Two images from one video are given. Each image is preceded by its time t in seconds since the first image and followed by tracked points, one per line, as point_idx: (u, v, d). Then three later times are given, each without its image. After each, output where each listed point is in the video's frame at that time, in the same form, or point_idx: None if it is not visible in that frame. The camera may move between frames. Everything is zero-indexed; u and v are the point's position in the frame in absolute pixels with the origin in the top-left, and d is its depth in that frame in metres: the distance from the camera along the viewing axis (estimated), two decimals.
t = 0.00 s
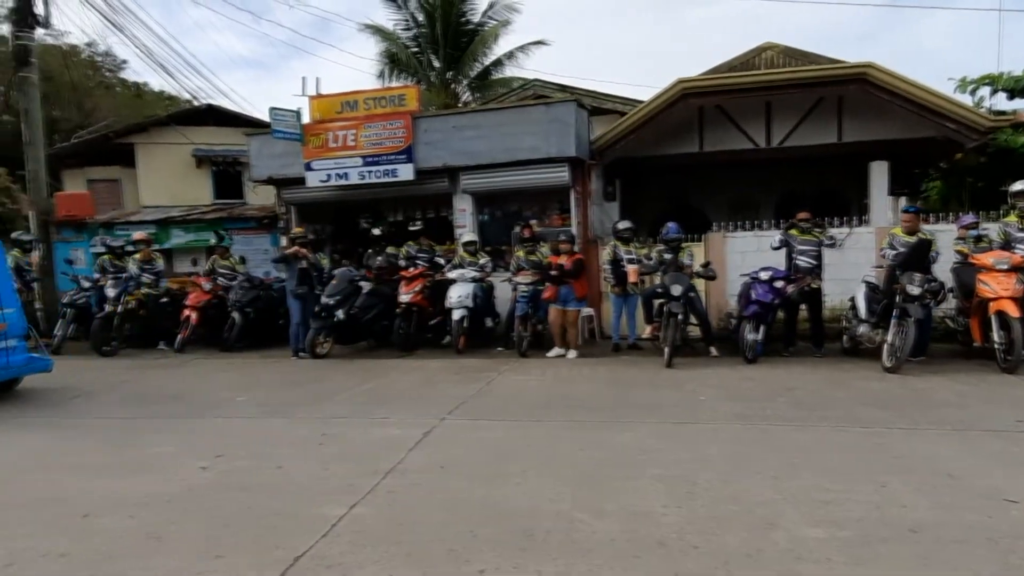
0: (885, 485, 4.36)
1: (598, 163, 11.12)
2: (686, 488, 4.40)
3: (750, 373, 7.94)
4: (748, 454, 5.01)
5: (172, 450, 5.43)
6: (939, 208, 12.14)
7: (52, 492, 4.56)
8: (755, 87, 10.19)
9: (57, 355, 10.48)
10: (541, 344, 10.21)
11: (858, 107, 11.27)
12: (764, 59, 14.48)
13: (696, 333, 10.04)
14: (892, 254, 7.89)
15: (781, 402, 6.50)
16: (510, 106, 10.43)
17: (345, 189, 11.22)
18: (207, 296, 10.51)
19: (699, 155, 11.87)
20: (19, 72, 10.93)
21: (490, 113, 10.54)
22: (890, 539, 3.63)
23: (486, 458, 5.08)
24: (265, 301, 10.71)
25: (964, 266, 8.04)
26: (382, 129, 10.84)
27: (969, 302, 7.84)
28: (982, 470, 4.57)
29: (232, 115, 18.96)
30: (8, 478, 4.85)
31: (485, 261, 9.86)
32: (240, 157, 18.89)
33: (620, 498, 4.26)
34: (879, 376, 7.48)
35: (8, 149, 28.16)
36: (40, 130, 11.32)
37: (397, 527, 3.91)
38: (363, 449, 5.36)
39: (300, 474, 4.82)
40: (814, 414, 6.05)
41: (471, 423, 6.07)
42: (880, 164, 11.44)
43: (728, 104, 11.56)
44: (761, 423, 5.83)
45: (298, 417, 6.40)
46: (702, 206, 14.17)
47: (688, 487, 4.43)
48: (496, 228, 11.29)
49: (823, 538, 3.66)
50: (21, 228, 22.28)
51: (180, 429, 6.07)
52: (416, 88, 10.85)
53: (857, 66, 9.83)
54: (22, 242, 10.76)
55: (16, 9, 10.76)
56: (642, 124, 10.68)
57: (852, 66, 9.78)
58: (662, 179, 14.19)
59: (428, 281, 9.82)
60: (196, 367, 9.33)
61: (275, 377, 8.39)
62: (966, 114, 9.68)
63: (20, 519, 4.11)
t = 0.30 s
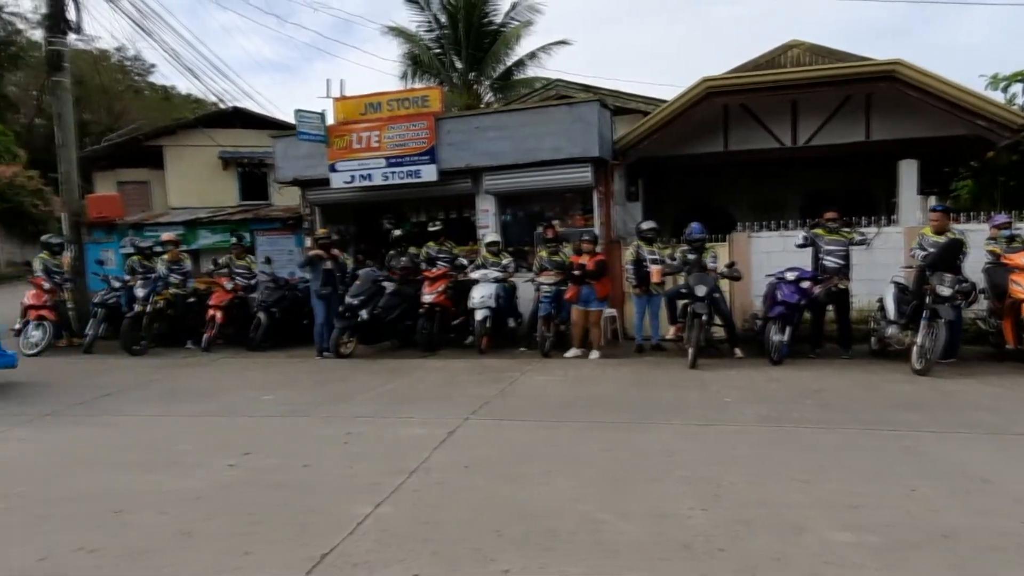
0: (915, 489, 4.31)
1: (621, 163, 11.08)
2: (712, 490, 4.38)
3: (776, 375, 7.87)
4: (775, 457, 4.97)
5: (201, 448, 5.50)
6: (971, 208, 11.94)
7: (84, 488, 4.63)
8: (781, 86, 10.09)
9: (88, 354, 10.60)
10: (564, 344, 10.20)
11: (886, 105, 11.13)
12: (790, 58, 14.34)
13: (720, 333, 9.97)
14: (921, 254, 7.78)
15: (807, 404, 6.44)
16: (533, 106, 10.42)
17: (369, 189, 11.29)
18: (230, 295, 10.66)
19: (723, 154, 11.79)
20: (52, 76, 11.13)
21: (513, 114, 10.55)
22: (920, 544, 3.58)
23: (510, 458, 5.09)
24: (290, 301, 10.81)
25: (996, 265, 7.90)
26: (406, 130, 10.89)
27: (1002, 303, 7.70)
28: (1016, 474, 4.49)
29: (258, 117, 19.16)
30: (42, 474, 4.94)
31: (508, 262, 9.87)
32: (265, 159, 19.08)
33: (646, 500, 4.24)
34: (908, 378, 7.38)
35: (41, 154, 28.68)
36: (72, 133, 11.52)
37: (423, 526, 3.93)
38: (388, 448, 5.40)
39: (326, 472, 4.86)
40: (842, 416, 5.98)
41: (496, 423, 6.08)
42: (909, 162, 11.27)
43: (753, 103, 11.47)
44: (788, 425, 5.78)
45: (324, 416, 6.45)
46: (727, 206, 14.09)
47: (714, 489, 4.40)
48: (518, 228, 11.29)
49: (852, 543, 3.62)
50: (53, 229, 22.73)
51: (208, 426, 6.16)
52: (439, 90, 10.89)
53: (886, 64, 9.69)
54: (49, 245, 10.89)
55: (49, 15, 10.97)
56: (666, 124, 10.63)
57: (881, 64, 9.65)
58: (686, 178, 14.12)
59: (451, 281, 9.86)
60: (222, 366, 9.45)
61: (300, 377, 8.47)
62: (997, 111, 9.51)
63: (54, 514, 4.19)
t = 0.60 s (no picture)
0: (947, 492, 4.23)
1: (644, 163, 11.02)
2: (738, 492, 4.34)
3: (803, 376, 7.79)
4: (802, 459, 4.91)
5: (228, 446, 5.55)
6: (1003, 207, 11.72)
7: (115, 483, 4.70)
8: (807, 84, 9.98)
9: (118, 353, 10.77)
10: (587, 344, 10.16)
11: (915, 103, 10.96)
12: (816, 55, 14.17)
13: (745, 334, 9.89)
14: (952, 253, 7.67)
15: (835, 406, 6.36)
16: (556, 106, 10.41)
17: (393, 190, 11.34)
18: (247, 294, 10.72)
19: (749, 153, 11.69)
20: (84, 80, 11.29)
21: (536, 113, 10.54)
22: (952, 549, 3.52)
23: (535, 458, 5.08)
24: (314, 301, 10.89)
25: None
26: (429, 131, 10.92)
27: None
28: None
29: (283, 118, 19.34)
30: (76, 469, 5.02)
31: (531, 262, 9.84)
32: (290, 160, 19.24)
33: (671, 501, 4.22)
34: (938, 380, 7.26)
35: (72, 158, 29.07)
36: (102, 135, 11.70)
37: (448, 525, 3.93)
38: (413, 447, 5.42)
39: (352, 470, 4.89)
40: (871, 418, 5.90)
41: (520, 423, 6.07)
42: (939, 160, 11.07)
43: (778, 101, 11.36)
44: (816, 427, 5.71)
45: (349, 415, 6.49)
46: (752, 206, 13.97)
47: (740, 491, 4.36)
48: (541, 228, 11.27)
49: (882, 547, 3.56)
50: (84, 230, 23.12)
51: (235, 424, 6.23)
52: (462, 90, 10.90)
53: (915, 60, 9.54)
54: (79, 247, 11.04)
55: (80, 20, 11.14)
56: (690, 122, 10.56)
57: (910, 60, 9.51)
58: (710, 178, 14.02)
59: (473, 281, 9.87)
60: (248, 365, 9.54)
61: (325, 376, 8.54)
62: None
63: (87, 509, 4.26)
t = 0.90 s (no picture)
0: (981, 498, 4.16)
1: (669, 163, 10.95)
2: (767, 495, 4.29)
3: (831, 378, 7.70)
4: (832, 463, 4.84)
5: (257, 444, 5.60)
6: None
7: (148, 480, 4.77)
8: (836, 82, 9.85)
9: (149, 352, 10.94)
10: (612, 345, 10.13)
11: (948, 100, 10.77)
12: (846, 52, 13.98)
13: (773, 335, 9.80)
14: (986, 254, 7.50)
15: (865, 409, 6.27)
16: (581, 106, 10.38)
17: (418, 191, 11.39)
18: (272, 294, 10.81)
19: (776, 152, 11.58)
20: (117, 85, 11.48)
21: (561, 114, 10.52)
22: (987, 556, 3.45)
23: (561, 459, 5.07)
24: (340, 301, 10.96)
25: None
26: (454, 132, 10.95)
27: None
28: None
29: (310, 120, 19.51)
30: (110, 466, 5.10)
31: (555, 262, 9.81)
32: (317, 161, 19.40)
33: (699, 504, 4.19)
34: (971, 384, 7.13)
35: (104, 161, 29.52)
36: (134, 138, 11.90)
37: (474, 525, 3.94)
38: (439, 447, 5.43)
39: (379, 469, 4.92)
40: (902, 422, 5.81)
41: (546, 424, 6.06)
42: (973, 158, 10.85)
43: (807, 100, 11.23)
44: (845, 430, 5.63)
45: (375, 415, 6.52)
46: (779, 206, 13.83)
47: (768, 494, 4.32)
48: (566, 229, 11.24)
49: (915, 553, 3.50)
50: (116, 232, 23.50)
51: (264, 423, 6.29)
52: (487, 91, 10.92)
53: (947, 57, 9.37)
54: (111, 248, 11.21)
55: (113, 26, 11.33)
56: (716, 122, 10.48)
57: (942, 57, 9.34)
58: (737, 178, 13.90)
59: (497, 282, 9.89)
60: (274, 365, 9.64)
61: (351, 376, 8.60)
62: None
63: (121, 505, 4.32)
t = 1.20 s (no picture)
0: (1020, 505, 4.07)
1: (697, 163, 10.87)
2: (798, 499, 4.24)
3: (863, 381, 7.58)
4: (865, 468, 4.77)
5: (288, 442, 5.66)
6: None
7: (182, 475, 4.83)
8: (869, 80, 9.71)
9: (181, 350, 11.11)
10: (639, 346, 10.07)
11: (984, 98, 10.56)
12: (878, 50, 13.77)
13: (803, 337, 9.68)
14: None
15: (898, 413, 6.17)
16: (608, 106, 10.35)
17: (445, 191, 11.42)
18: (300, 294, 10.93)
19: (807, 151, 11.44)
20: (151, 88, 11.67)
21: (588, 114, 10.50)
22: None
23: (589, 460, 5.05)
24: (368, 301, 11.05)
25: None
26: (481, 132, 10.97)
27: None
28: None
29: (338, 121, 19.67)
30: (145, 461, 5.18)
31: (582, 263, 9.77)
32: (345, 162, 19.55)
33: (729, 507, 4.14)
34: (1007, 388, 6.98)
35: (137, 161, 30.02)
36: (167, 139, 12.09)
37: (503, 525, 3.94)
38: (467, 447, 5.44)
39: (408, 468, 4.94)
40: (937, 426, 5.71)
41: (573, 424, 6.05)
42: (1011, 158, 10.63)
43: (839, 98, 11.08)
44: (878, 434, 5.55)
45: (403, 414, 6.56)
46: (809, 206, 13.67)
47: (800, 498, 4.26)
48: (593, 229, 11.20)
49: (952, 560, 3.44)
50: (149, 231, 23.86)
51: (294, 421, 6.35)
52: (515, 92, 10.92)
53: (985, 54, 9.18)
54: (145, 248, 11.38)
55: (148, 30, 11.52)
56: (746, 121, 10.38)
57: (980, 54, 9.16)
58: (766, 178, 13.75)
59: (524, 282, 9.88)
60: (303, 363, 9.73)
61: (378, 375, 8.65)
62: None
63: (155, 499, 4.39)
